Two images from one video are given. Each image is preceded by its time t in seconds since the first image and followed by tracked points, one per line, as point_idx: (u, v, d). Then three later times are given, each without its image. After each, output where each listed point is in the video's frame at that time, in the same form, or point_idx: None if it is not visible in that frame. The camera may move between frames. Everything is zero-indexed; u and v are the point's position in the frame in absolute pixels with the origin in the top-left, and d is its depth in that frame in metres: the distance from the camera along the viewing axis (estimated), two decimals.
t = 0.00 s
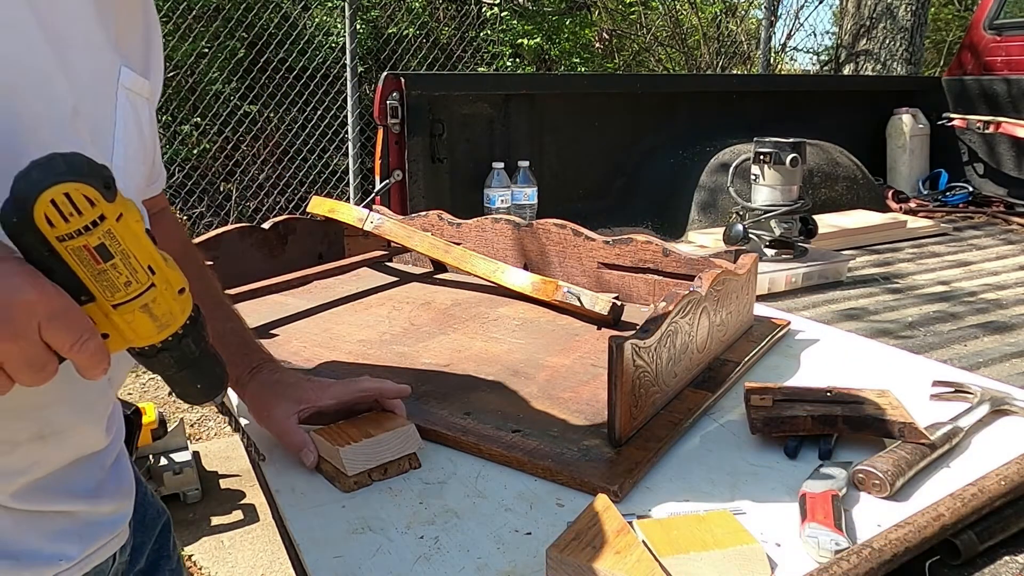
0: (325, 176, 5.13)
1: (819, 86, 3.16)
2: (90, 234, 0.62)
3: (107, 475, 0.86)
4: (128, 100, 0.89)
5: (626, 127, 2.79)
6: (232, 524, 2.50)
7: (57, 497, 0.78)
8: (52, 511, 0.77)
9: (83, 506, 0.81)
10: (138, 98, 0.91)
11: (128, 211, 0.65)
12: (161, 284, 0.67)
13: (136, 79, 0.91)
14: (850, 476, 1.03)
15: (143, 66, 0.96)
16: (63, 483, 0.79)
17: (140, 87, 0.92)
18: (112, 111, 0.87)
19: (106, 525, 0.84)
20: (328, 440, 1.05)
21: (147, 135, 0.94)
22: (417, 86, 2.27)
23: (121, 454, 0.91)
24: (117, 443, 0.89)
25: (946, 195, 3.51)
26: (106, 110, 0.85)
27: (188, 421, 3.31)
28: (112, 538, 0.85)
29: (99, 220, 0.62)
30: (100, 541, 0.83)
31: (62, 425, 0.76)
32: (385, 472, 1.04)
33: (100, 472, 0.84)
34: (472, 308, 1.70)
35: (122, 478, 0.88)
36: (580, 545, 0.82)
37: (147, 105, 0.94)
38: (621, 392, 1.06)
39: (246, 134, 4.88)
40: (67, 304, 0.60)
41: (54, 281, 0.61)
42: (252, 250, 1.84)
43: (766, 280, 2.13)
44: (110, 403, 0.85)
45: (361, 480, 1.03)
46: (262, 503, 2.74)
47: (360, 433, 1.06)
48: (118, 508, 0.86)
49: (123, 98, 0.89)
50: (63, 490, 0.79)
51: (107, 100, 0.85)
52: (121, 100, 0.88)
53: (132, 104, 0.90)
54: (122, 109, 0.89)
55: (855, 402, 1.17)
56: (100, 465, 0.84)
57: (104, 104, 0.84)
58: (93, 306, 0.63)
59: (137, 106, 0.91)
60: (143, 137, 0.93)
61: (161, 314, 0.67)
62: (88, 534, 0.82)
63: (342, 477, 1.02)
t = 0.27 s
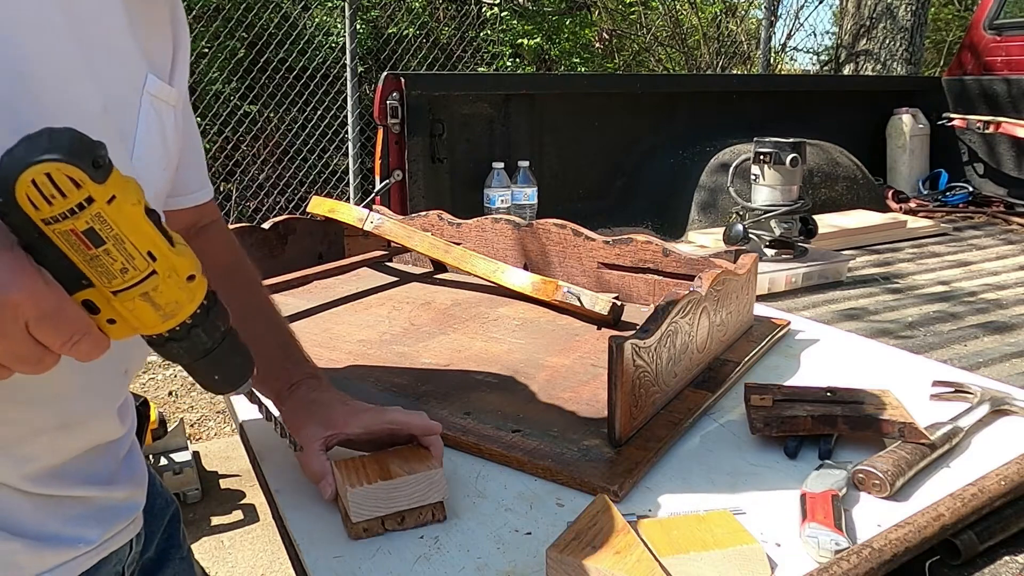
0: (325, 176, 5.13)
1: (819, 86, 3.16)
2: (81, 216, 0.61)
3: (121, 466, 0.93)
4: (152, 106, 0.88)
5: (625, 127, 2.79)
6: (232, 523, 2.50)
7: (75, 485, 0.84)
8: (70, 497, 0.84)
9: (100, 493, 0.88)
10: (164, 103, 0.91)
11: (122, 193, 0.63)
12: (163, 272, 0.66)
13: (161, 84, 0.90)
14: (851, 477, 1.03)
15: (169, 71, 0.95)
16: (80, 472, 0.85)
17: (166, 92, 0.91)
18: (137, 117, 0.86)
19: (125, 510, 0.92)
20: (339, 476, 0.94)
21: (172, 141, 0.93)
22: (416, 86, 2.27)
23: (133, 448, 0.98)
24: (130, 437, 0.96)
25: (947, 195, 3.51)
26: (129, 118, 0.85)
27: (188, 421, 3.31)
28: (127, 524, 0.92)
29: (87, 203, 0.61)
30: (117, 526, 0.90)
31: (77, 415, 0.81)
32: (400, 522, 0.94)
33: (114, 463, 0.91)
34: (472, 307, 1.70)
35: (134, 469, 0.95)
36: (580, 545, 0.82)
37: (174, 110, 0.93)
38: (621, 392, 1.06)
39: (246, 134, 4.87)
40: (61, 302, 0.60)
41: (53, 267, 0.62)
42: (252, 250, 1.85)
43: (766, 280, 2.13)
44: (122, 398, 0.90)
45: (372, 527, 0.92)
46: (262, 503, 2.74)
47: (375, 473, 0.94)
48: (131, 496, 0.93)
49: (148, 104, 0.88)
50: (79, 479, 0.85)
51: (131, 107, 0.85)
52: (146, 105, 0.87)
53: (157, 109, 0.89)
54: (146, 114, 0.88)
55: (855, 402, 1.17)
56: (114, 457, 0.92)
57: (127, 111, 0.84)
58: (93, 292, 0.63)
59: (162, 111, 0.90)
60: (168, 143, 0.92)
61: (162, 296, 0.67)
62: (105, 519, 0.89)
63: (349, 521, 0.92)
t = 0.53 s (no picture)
0: (325, 176, 5.12)
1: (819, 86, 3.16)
2: (126, 216, 0.61)
3: (129, 464, 0.95)
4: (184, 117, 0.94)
5: (625, 127, 2.79)
6: (232, 524, 2.50)
7: (85, 480, 0.87)
8: (79, 493, 0.86)
9: (108, 489, 0.90)
10: (195, 116, 0.96)
11: (169, 185, 0.63)
12: (210, 258, 0.68)
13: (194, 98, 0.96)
14: (851, 477, 1.03)
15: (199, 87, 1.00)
16: (91, 469, 0.88)
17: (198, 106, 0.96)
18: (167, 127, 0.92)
19: (131, 507, 0.94)
20: (340, 476, 0.95)
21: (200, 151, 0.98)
22: (416, 86, 2.27)
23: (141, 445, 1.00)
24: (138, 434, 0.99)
25: (946, 195, 3.51)
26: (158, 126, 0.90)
27: (188, 421, 3.30)
28: (133, 519, 0.95)
29: (133, 199, 0.61)
30: (124, 522, 0.93)
31: (89, 416, 0.84)
32: (400, 523, 0.93)
33: (122, 460, 0.94)
34: (473, 308, 1.70)
35: (142, 466, 0.98)
36: (580, 545, 0.82)
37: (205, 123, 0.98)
38: (622, 392, 1.06)
39: (246, 134, 4.86)
40: (110, 286, 0.61)
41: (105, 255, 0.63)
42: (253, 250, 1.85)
43: (766, 280, 2.13)
44: (135, 399, 0.93)
45: (372, 528, 0.92)
46: (262, 503, 2.74)
47: (377, 476, 0.94)
48: (138, 492, 0.96)
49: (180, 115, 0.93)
50: (89, 476, 0.88)
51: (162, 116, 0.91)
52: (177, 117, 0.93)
53: (188, 121, 0.95)
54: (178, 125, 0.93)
55: (855, 402, 1.17)
56: (123, 454, 0.94)
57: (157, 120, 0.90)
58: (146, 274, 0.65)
59: (193, 124, 0.96)
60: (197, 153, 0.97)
61: (207, 277, 0.68)
62: (112, 515, 0.91)
63: (348, 523, 0.92)
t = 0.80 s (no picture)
0: (325, 176, 5.12)
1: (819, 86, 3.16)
2: (259, 149, 0.82)
3: (139, 460, 0.95)
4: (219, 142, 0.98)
5: (625, 127, 2.79)
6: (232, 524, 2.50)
7: (98, 477, 0.87)
8: (93, 489, 0.87)
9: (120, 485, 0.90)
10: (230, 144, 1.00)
11: (277, 143, 0.87)
12: (299, 211, 0.88)
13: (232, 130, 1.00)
14: (851, 477, 1.03)
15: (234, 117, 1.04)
16: (104, 465, 0.89)
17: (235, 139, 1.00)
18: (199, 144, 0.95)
19: (145, 503, 0.95)
20: (341, 476, 0.95)
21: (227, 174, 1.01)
22: (416, 86, 2.27)
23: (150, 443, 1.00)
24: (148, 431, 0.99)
25: (946, 195, 3.50)
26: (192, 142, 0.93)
27: (188, 420, 3.31)
28: (144, 515, 0.94)
29: (261, 137, 0.82)
30: (135, 518, 0.93)
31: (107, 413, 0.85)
32: (401, 524, 0.93)
33: (133, 457, 0.94)
34: (473, 307, 1.70)
35: (153, 463, 0.98)
36: (580, 545, 0.82)
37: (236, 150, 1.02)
38: (622, 391, 1.06)
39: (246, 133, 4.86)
40: (240, 244, 0.67)
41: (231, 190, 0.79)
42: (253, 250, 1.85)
43: (765, 280, 2.13)
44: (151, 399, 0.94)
45: (372, 529, 0.92)
46: (262, 503, 2.74)
47: (377, 476, 0.94)
48: (149, 489, 0.96)
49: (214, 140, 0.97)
50: (102, 472, 0.88)
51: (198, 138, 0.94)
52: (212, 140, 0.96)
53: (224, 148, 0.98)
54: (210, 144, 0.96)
55: (855, 402, 1.17)
56: (134, 451, 0.94)
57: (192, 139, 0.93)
58: (252, 223, 0.82)
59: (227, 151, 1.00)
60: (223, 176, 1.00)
61: (298, 228, 0.87)
62: (124, 510, 0.91)
63: (348, 523, 0.92)
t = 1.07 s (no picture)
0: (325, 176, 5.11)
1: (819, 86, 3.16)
2: (343, 167, 0.99)
3: (152, 462, 1.04)
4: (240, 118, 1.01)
5: (625, 127, 2.79)
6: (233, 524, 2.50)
7: (115, 478, 0.96)
8: (110, 489, 0.95)
9: (135, 486, 0.99)
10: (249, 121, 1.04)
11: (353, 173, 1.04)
12: (364, 231, 1.03)
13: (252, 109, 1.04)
14: (851, 477, 1.03)
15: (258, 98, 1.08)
16: (120, 466, 0.97)
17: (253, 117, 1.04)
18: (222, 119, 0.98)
19: (157, 505, 1.03)
20: (340, 477, 0.95)
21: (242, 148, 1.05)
22: (417, 86, 2.27)
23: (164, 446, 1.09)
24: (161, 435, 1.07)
25: (947, 195, 3.50)
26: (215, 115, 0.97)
27: (188, 421, 3.30)
28: (159, 514, 1.03)
29: (345, 162, 1.01)
30: (150, 515, 1.01)
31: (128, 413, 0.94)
32: (401, 524, 0.93)
33: (147, 459, 1.03)
34: (473, 307, 1.70)
35: (167, 465, 1.07)
36: (580, 545, 0.82)
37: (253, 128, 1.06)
38: (622, 391, 1.06)
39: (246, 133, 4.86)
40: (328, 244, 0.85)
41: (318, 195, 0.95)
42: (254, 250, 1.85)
43: (766, 280, 2.13)
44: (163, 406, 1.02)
45: (372, 529, 0.92)
46: (262, 503, 2.74)
47: (377, 476, 0.94)
48: (163, 490, 1.04)
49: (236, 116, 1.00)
50: (120, 473, 0.97)
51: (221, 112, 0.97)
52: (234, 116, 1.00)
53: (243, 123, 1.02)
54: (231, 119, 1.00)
55: (855, 402, 1.17)
56: (147, 453, 1.03)
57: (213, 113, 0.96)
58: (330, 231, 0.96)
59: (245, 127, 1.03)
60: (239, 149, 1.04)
61: (362, 242, 1.03)
62: (140, 509, 1.00)
63: (348, 523, 0.92)
